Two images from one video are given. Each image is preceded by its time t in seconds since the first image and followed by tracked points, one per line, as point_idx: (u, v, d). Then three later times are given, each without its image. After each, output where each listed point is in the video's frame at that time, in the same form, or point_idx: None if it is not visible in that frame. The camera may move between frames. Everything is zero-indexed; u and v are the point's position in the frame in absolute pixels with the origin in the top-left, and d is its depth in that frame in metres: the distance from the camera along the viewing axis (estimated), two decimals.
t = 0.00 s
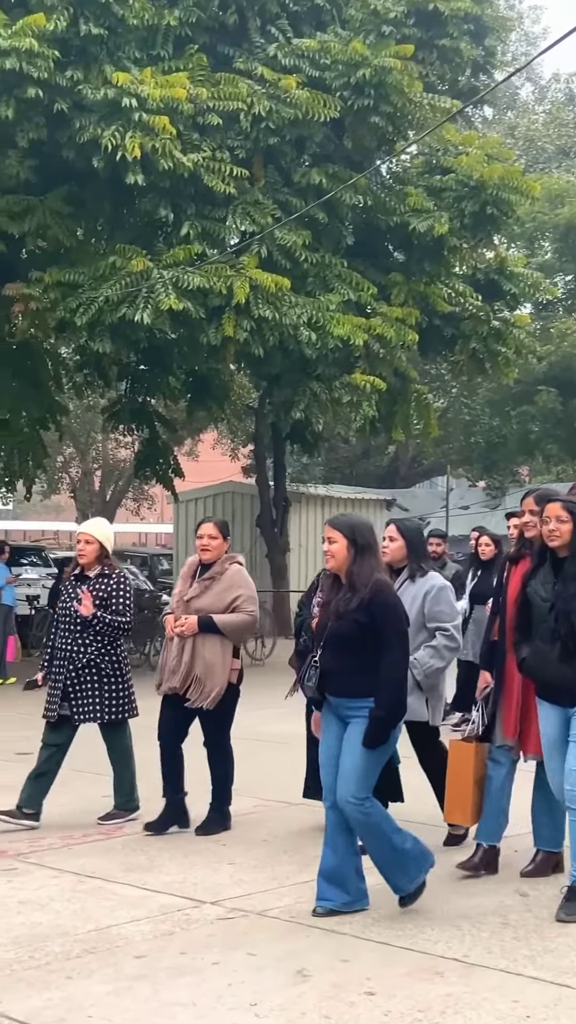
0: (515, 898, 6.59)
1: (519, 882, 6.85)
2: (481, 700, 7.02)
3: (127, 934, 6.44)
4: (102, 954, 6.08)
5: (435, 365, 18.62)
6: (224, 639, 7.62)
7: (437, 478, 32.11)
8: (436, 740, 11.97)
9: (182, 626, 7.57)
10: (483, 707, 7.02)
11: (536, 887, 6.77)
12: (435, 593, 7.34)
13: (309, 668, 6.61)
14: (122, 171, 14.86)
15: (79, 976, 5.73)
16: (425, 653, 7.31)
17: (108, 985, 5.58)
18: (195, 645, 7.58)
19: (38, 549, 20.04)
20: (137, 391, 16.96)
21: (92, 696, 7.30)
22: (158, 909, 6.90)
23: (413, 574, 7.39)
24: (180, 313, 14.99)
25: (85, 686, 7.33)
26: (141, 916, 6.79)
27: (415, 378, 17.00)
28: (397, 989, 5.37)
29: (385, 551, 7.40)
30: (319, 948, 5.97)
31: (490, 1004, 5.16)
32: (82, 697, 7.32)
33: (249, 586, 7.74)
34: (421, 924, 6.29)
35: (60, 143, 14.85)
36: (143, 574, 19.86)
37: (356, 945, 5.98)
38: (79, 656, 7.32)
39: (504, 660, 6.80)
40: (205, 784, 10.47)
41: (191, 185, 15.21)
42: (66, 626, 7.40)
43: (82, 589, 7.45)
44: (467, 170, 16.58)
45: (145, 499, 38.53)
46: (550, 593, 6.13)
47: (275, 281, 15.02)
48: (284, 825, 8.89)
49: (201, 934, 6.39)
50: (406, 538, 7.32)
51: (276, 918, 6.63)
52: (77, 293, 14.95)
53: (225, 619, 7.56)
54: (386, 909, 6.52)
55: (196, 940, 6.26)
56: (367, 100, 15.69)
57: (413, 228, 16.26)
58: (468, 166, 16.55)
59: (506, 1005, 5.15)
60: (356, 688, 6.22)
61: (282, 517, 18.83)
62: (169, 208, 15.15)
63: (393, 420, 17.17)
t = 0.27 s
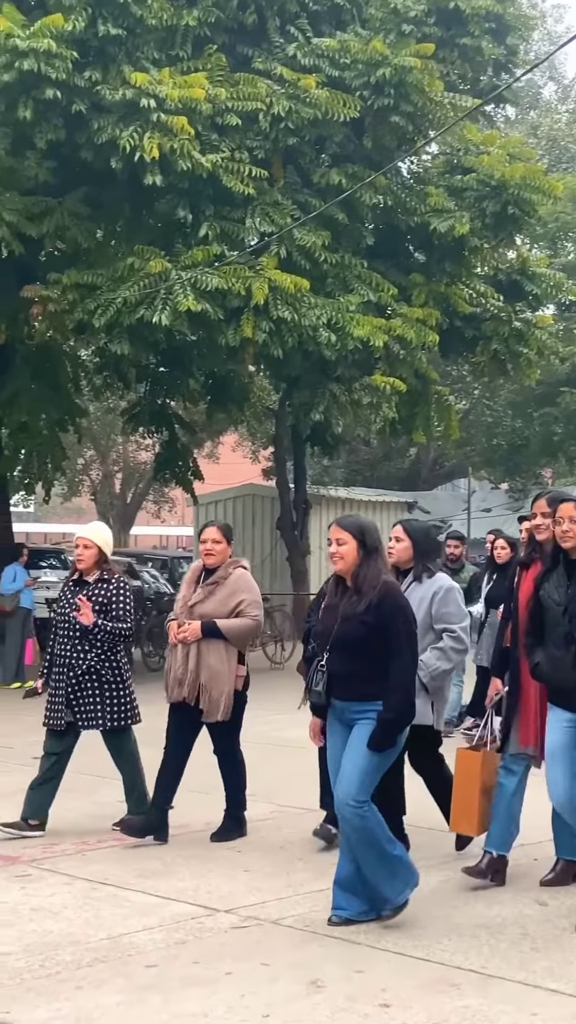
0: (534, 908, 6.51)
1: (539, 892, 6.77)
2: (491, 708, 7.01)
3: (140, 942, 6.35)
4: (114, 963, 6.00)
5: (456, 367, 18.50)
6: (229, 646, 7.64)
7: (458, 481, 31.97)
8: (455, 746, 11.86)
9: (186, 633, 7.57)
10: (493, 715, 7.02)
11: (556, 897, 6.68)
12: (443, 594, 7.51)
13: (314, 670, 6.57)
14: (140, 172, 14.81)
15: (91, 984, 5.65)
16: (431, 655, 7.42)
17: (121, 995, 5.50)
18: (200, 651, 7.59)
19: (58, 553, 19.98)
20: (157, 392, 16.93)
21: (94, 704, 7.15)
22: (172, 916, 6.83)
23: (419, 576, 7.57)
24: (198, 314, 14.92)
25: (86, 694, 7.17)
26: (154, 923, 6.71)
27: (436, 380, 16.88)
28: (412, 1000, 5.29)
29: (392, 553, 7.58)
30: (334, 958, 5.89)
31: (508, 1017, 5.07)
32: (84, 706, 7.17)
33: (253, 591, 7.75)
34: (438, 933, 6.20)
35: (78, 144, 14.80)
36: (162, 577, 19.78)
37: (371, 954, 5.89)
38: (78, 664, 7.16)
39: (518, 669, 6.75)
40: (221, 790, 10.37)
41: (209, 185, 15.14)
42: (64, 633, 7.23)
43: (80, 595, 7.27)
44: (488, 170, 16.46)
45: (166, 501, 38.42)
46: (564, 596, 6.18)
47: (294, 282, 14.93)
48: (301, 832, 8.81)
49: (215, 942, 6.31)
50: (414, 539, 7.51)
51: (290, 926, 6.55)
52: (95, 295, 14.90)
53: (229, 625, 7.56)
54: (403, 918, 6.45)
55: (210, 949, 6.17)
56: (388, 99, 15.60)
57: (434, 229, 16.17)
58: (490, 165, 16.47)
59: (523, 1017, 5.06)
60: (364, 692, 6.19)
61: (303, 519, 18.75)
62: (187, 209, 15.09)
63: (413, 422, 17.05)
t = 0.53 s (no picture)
0: (557, 923, 6.35)
1: (562, 906, 6.61)
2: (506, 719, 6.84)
3: (152, 955, 6.23)
4: (125, 977, 5.87)
5: (482, 369, 18.33)
6: (234, 653, 7.64)
7: (487, 484, 31.77)
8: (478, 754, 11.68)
9: (190, 640, 7.59)
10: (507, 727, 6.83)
11: None
12: (456, 599, 7.35)
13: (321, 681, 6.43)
14: (162, 174, 14.71)
15: (102, 999, 5.53)
16: (443, 662, 7.26)
17: (131, 1010, 5.37)
18: (205, 659, 7.60)
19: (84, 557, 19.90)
20: (180, 396, 16.85)
21: (91, 711, 7.11)
22: (187, 927, 6.71)
23: (430, 582, 7.42)
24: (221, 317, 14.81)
25: (84, 700, 7.13)
26: (168, 935, 6.58)
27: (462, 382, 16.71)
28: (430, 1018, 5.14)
29: (402, 557, 7.45)
30: (350, 972, 5.75)
31: None
32: (82, 712, 7.14)
33: (259, 597, 7.76)
34: (458, 948, 6.04)
35: (100, 145, 14.71)
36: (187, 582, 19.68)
37: (389, 969, 5.75)
38: (76, 669, 7.12)
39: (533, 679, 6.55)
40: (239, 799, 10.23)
41: (232, 186, 15.03)
42: (64, 638, 7.19)
43: (80, 599, 7.23)
44: (514, 170, 16.18)
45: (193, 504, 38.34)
46: None
47: (318, 283, 14.80)
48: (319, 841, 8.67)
49: (229, 955, 6.18)
50: (424, 543, 7.40)
51: (306, 939, 6.40)
52: (118, 298, 14.83)
53: (234, 633, 7.58)
54: (422, 931, 6.30)
55: (224, 962, 6.04)
56: (412, 99, 15.43)
57: (459, 230, 16.03)
58: (516, 165, 16.16)
59: None
60: (375, 701, 6.04)
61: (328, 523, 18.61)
62: (210, 211, 14.99)
63: (438, 425, 16.88)
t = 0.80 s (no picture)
0: None
1: None
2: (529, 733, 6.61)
3: (173, 972, 6.10)
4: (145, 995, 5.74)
5: (518, 372, 18.14)
6: (246, 663, 7.52)
7: (523, 488, 31.55)
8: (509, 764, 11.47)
9: (200, 650, 7.47)
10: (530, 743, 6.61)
11: None
12: (474, 608, 7.11)
13: (330, 691, 6.24)
14: (193, 176, 14.59)
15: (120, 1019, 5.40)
16: (461, 673, 7.04)
17: None
18: (217, 669, 7.46)
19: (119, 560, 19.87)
20: (211, 401, 16.77)
21: (96, 714, 7.02)
22: (209, 942, 6.58)
23: (450, 589, 7.19)
24: (253, 321, 14.70)
25: (89, 703, 7.04)
26: (189, 950, 6.45)
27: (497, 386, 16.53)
28: None
29: (420, 564, 7.22)
30: (375, 994, 5.60)
31: None
32: (86, 715, 7.05)
33: (271, 606, 7.64)
34: (487, 970, 5.88)
35: (131, 148, 14.63)
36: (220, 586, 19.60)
37: (414, 991, 5.60)
38: (83, 672, 7.03)
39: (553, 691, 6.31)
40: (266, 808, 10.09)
41: (263, 188, 14.91)
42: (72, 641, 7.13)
43: (89, 603, 7.17)
44: (550, 171, 16.13)
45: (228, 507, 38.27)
46: None
47: (351, 286, 14.67)
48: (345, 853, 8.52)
49: (251, 973, 6.04)
50: (444, 550, 7.14)
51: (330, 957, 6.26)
52: (148, 300, 14.71)
53: (246, 642, 7.45)
54: (449, 951, 6.15)
55: (246, 981, 5.91)
56: (447, 100, 15.22)
57: (495, 231, 15.88)
58: (552, 166, 16.09)
59: None
60: (391, 716, 5.89)
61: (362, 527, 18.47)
62: (242, 214, 14.87)
63: (472, 429, 16.70)
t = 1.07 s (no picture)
0: None
1: None
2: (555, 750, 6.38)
3: (199, 988, 6.00)
4: (170, 1013, 5.65)
5: (561, 376, 17.92)
6: (265, 670, 7.47)
7: (568, 493, 31.27)
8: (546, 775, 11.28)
9: (219, 656, 7.40)
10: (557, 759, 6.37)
11: None
12: (498, 619, 6.87)
13: (348, 708, 6.10)
14: (230, 181, 14.51)
15: None
16: (484, 687, 6.76)
17: None
18: (235, 676, 7.42)
19: (158, 566, 19.81)
20: (250, 406, 16.70)
21: (113, 725, 7.03)
22: (238, 958, 6.48)
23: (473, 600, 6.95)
24: (292, 326, 14.61)
25: (106, 713, 7.05)
26: (217, 966, 6.35)
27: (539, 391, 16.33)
28: None
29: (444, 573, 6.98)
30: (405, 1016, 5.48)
31: None
32: (102, 725, 7.05)
33: (291, 613, 7.60)
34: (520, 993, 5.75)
35: (169, 152, 14.57)
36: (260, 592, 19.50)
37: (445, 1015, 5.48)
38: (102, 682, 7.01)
39: None
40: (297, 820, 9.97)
41: (301, 191, 14.79)
42: (89, 649, 7.08)
43: (108, 611, 7.09)
44: None
45: (269, 511, 38.17)
46: None
47: (390, 290, 14.51)
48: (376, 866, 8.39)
49: (279, 991, 5.94)
50: (468, 559, 6.92)
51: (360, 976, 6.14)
52: (185, 305, 14.62)
53: (265, 649, 7.41)
54: (482, 973, 6.01)
55: (274, 999, 5.80)
56: (488, 101, 15.06)
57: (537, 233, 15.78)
58: None
59: None
60: (413, 736, 5.76)
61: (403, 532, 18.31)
62: (279, 218, 14.77)
63: (514, 434, 16.50)
